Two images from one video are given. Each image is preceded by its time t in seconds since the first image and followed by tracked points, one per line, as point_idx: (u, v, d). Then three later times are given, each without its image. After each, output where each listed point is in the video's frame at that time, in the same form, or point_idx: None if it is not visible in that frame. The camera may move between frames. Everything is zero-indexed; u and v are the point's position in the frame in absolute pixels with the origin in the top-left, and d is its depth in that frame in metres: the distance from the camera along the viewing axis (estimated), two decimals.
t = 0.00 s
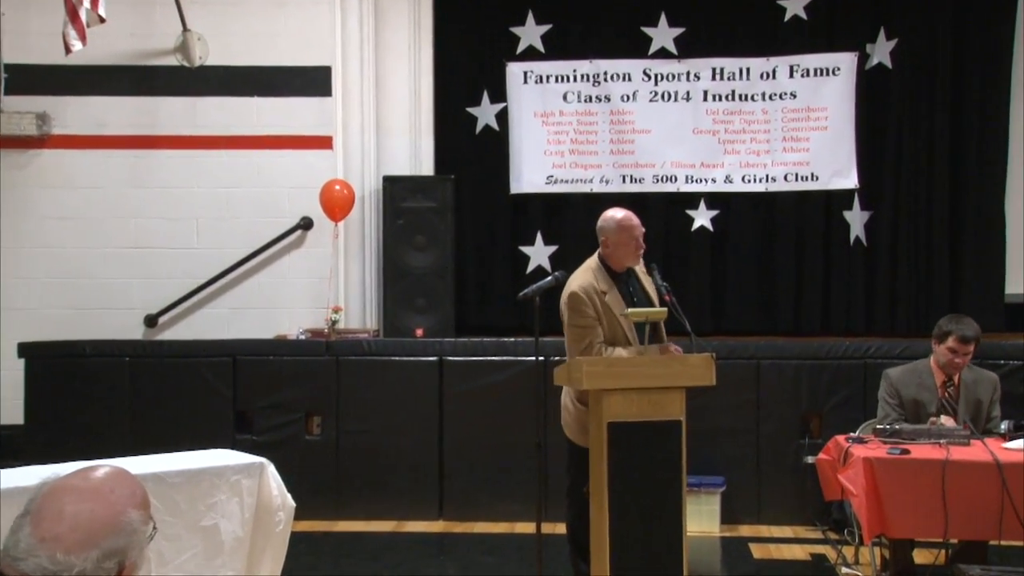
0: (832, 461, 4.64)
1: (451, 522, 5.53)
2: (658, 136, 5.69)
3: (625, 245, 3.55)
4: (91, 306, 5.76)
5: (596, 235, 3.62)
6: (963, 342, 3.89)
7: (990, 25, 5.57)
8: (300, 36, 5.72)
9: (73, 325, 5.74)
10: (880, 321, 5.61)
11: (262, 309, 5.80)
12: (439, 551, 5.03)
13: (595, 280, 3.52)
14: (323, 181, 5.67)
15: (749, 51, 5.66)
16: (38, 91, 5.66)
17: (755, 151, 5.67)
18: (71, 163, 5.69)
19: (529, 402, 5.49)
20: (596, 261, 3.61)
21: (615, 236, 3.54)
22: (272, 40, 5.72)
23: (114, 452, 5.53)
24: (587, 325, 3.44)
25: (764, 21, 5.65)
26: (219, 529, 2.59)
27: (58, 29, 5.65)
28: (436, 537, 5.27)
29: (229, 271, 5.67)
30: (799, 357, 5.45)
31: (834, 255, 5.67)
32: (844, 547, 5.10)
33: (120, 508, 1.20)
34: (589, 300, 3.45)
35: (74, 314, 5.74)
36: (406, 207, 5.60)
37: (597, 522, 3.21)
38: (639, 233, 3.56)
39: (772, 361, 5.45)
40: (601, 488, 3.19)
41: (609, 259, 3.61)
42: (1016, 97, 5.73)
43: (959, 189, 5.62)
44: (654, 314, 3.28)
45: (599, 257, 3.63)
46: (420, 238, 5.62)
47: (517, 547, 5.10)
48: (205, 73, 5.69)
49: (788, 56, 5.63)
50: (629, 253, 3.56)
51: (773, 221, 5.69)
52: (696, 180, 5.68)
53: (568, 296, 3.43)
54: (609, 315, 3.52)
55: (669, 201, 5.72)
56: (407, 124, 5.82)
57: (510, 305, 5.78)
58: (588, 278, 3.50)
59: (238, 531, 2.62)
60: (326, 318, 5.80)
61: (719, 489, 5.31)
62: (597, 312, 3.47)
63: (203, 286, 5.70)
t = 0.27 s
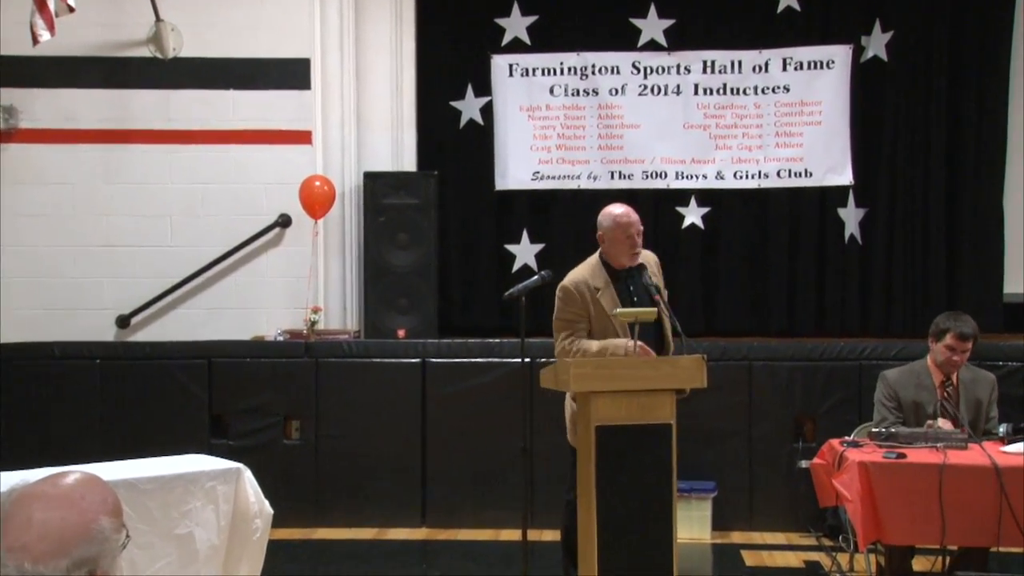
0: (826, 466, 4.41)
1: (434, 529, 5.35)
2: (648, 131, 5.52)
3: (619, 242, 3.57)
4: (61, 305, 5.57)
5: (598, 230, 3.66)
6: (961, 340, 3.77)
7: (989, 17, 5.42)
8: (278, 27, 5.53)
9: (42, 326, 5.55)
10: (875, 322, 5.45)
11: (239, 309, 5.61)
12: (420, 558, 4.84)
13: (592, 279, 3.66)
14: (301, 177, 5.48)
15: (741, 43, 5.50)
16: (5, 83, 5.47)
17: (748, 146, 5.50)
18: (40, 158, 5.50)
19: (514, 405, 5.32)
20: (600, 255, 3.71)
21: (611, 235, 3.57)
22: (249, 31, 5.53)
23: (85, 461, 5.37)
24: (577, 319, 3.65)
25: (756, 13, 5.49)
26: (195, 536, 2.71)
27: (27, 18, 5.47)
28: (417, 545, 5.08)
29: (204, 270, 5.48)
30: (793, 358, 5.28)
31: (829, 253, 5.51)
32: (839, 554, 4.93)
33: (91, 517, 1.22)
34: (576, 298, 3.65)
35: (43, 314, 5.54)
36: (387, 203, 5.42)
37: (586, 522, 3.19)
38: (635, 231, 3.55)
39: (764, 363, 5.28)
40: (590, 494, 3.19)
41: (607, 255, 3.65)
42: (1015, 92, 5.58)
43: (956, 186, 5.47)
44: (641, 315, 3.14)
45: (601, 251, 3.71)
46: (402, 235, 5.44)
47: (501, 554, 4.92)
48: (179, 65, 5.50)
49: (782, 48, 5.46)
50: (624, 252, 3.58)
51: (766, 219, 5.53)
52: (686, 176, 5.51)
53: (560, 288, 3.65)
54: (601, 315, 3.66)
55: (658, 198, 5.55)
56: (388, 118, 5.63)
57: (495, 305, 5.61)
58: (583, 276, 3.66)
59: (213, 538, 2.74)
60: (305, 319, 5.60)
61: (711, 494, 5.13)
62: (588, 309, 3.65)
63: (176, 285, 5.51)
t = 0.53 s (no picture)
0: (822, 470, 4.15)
1: (419, 537, 5.17)
2: (639, 126, 5.35)
3: (615, 240, 3.39)
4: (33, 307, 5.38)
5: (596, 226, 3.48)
6: (949, 337, 3.58)
7: (989, 9, 5.27)
8: (258, 18, 5.35)
9: (13, 327, 5.36)
10: (874, 322, 5.29)
11: (217, 310, 5.42)
12: (403, 567, 4.66)
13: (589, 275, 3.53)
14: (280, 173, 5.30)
15: (734, 35, 5.34)
16: None
17: (742, 142, 5.33)
18: (11, 154, 5.31)
19: (501, 408, 5.14)
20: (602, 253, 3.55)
21: (605, 233, 3.40)
22: (228, 23, 5.35)
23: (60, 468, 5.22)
24: (572, 316, 3.54)
25: (750, 4, 5.34)
26: (171, 545, 3.08)
27: None
28: (401, 553, 4.90)
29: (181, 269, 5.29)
30: (790, 360, 5.12)
31: (826, 252, 5.35)
32: (837, 562, 4.76)
33: (59, 526, 1.28)
34: (570, 294, 3.53)
35: (14, 315, 5.36)
36: (370, 200, 5.24)
37: (576, 534, 3.04)
38: (631, 229, 3.36)
39: (760, 365, 5.12)
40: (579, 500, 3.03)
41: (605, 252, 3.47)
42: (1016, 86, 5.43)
43: (956, 183, 5.32)
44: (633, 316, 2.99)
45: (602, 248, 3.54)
46: (386, 233, 5.26)
47: (487, 563, 4.73)
48: (155, 57, 5.32)
49: (776, 41, 5.31)
50: (620, 251, 3.40)
51: (761, 216, 5.37)
52: (679, 172, 5.35)
53: (559, 283, 3.54)
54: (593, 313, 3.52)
55: (651, 195, 5.39)
56: (372, 112, 5.45)
57: (482, 305, 5.43)
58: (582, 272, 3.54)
59: (189, 547, 3.12)
60: (285, 320, 5.42)
61: (705, 500, 4.96)
62: (583, 307, 3.53)
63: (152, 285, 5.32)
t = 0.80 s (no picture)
0: (821, 475, 3.89)
1: (405, 545, 4.99)
2: (633, 120, 5.18)
3: (612, 236, 3.23)
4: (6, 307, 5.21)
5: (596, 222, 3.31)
6: (930, 331, 3.60)
7: None
8: (239, 9, 5.18)
9: None
10: (875, 322, 5.13)
11: (198, 310, 5.24)
12: None
13: (583, 271, 3.37)
14: (261, 168, 5.12)
15: (731, 27, 5.18)
16: None
17: (739, 136, 5.16)
18: None
19: (490, 411, 4.97)
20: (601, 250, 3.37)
21: (602, 228, 3.24)
22: (208, 13, 5.18)
23: (27, 475, 5.01)
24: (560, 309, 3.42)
25: None
26: (148, 552, 3.09)
27: None
28: (386, 561, 4.73)
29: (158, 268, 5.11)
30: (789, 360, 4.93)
31: (826, 250, 5.19)
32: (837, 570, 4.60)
33: (39, 535, 1.59)
34: (561, 289, 3.40)
35: None
36: (354, 196, 5.06)
37: (570, 540, 2.89)
38: (628, 225, 3.19)
39: (758, 367, 4.95)
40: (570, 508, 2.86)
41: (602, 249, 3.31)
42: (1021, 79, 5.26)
43: (960, 179, 5.15)
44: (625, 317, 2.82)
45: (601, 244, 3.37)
46: (371, 230, 5.09)
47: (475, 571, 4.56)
48: (133, 49, 5.15)
49: (774, 33, 5.14)
50: (616, 248, 3.24)
51: (758, 213, 5.21)
52: (674, 168, 5.17)
53: (552, 274, 3.41)
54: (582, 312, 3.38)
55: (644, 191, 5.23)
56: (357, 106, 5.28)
57: (471, 305, 5.26)
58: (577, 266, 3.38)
59: (168, 554, 3.12)
60: (268, 321, 5.24)
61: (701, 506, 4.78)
62: (571, 302, 3.40)
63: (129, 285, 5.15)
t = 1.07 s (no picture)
0: (821, 480, 3.72)
1: (392, 553, 4.82)
2: (627, 114, 5.02)
3: (604, 234, 3.06)
4: None
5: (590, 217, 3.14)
6: (925, 330, 3.43)
7: None
8: None
9: None
10: (877, 323, 4.97)
11: (178, 310, 5.07)
12: None
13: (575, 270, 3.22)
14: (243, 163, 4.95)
15: (729, 18, 5.02)
16: None
17: (737, 131, 5.00)
18: None
19: (480, 415, 4.79)
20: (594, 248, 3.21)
21: (594, 223, 3.08)
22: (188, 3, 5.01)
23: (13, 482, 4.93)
24: (549, 310, 3.26)
25: None
26: (127, 561, 3.09)
27: None
28: (372, 570, 4.55)
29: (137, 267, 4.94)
30: (788, 362, 4.77)
31: (826, 248, 5.03)
32: None
33: (17, 541, 1.91)
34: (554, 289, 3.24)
35: None
36: (339, 192, 4.89)
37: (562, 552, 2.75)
38: (622, 224, 3.02)
39: (757, 369, 4.78)
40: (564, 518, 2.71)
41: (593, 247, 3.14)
42: None
43: (964, 174, 5.00)
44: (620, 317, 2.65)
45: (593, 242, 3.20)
46: (357, 227, 4.91)
47: None
48: (111, 41, 4.98)
49: (774, 24, 4.98)
50: (605, 246, 3.06)
51: (757, 210, 5.05)
52: (670, 164, 5.01)
53: (541, 274, 3.26)
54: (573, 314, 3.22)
55: (640, 188, 5.06)
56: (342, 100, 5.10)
57: (460, 305, 5.09)
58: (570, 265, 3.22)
59: (146, 562, 3.13)
60: (250, 321, 5.06)
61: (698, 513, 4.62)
62: (560, 302, 3.24)
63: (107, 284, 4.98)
